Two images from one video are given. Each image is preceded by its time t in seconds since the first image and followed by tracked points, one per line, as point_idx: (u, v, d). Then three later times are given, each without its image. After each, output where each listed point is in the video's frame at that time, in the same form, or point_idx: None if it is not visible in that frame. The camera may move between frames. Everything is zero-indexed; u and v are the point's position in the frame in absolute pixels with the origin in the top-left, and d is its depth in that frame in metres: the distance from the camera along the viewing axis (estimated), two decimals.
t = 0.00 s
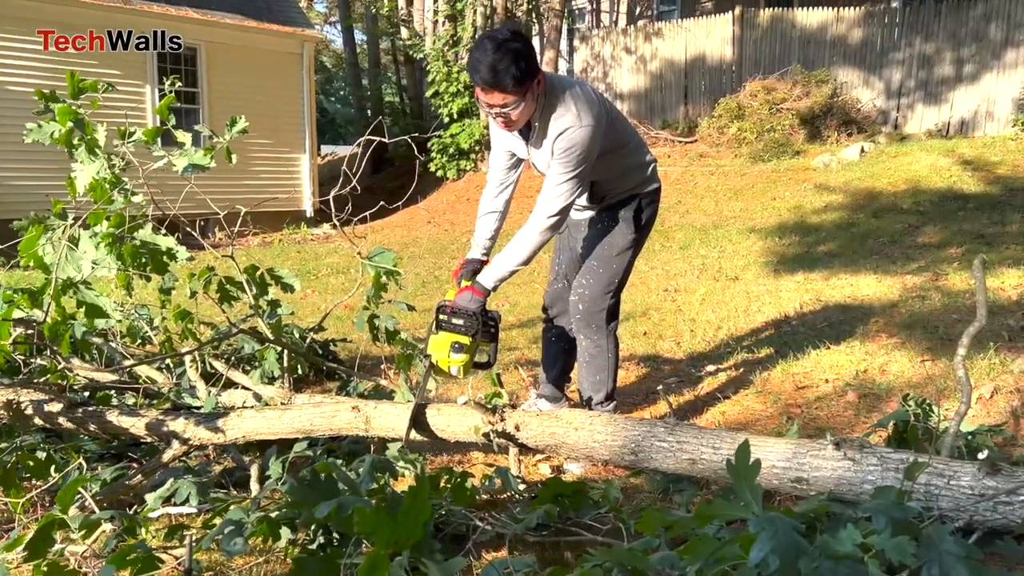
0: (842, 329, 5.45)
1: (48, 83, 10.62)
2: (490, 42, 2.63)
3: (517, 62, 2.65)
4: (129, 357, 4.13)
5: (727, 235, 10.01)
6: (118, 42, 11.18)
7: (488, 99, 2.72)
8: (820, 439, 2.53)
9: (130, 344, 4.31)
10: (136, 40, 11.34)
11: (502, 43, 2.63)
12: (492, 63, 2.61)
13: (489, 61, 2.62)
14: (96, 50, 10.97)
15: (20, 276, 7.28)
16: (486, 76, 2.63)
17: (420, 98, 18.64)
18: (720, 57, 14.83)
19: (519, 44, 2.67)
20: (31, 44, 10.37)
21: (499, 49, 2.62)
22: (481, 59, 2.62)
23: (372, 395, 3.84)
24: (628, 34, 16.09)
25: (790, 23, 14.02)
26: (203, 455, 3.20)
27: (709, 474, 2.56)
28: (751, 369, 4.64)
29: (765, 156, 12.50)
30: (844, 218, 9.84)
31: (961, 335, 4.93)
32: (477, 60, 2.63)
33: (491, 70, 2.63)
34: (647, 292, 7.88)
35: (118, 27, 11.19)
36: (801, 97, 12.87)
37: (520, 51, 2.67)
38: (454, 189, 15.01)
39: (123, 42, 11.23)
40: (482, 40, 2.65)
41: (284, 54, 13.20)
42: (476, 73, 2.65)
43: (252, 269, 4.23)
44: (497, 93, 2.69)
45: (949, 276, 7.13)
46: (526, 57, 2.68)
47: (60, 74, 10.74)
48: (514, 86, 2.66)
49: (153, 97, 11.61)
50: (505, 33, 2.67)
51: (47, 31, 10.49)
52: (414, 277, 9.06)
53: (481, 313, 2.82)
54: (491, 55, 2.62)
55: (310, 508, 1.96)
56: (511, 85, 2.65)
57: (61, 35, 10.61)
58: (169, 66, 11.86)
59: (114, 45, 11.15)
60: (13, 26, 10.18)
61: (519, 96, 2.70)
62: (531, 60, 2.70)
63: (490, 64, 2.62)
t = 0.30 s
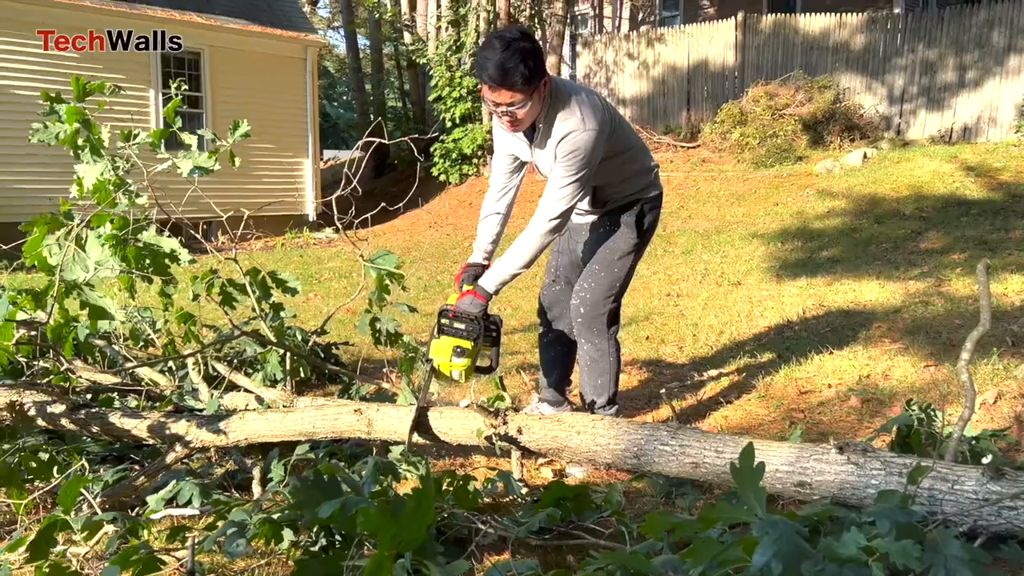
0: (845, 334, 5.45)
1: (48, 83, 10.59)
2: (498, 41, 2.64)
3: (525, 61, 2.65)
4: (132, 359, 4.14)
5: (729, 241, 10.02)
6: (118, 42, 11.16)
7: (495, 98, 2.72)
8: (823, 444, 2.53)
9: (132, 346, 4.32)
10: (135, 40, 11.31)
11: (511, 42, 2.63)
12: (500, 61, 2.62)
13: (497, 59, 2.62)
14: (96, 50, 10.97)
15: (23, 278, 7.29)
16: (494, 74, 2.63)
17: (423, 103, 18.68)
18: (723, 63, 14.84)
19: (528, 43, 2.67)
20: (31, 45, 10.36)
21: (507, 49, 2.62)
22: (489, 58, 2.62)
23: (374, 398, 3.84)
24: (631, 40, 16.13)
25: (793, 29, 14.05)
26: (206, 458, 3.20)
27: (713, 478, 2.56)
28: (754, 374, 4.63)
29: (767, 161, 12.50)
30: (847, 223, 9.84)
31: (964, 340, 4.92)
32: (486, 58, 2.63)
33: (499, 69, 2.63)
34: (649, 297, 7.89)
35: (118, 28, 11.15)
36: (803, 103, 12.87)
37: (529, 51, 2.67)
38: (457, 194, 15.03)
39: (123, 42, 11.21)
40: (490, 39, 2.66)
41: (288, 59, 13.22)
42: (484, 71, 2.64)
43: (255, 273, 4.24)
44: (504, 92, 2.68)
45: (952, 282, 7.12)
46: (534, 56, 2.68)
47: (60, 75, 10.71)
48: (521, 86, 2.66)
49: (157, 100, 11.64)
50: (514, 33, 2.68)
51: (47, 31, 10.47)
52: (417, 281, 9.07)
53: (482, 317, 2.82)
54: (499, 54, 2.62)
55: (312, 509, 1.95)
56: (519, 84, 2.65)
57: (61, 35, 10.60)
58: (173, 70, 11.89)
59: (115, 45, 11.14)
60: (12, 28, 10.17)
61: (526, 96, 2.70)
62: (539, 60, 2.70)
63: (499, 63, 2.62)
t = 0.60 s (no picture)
0: (850, 337, 5.43)
1: (49, 83, 10.60)
2: (504, 48, 2.63)
3: (531, 67, 2.64)
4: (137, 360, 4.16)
5: (735, 243, 10.00)
6: (118, 42, 11.11)
7: (500, 104, 2.71)
8: (827, 447, 2.52)
9: (137, 347, 4.34)
10: (134, 40, 11.25)
11: (517, 49, 2.63)
12: (506, 68, 2.61)
13: (503, 66, 2.62)
14: (96, 50, 10.95)
15: (30, 279, 7.32)
16: (500, 81, 2.63)
17: (429, 105, 18.70)
18: (728, 66, 14.85)
19: (534, 50, 2.67)
20: (31, 45, 10.35)
21: (514, 55, 2.62)
22: (495, 64, 2.62)
23: (378, 400, 3.84)
24: (636, 43, 16.14)
25: (799, 32, 14.04)
26: (211, 457, 3.21)
27: (717, 480, 2.56)
28: (758, 376, 4.62)
29: (773, 164, 12.48)
30: (853, 227, 9.81)
31: (970, 344, 4.91)
32: (491, 63, 2.62)
33: (505, 75, 2.62)
34: (654, 299, 7.88)
35: (118, 28, 11.10)
36: (809, 106, 12.86)
37: (535, 58, 2.66)
38: (462, 196, 15.04)
39: (123, 42, 11.15)
40: (496, 46, 2.65)
41: (294, 61, 13.26)
42: (489, 77, 2.64)
43: (260, 274, 4.25)
44: (509, 98, 2.68)
45: (958, 285, 7.11)
46: (540, 63, 2.68)
47: (63, 75, 10.72)
48: (527, 92, 2.65)
49: (163, 102, 11.69)
50: (520, 39, 2.67)
51: (47, 30, 10.46)
52: (422, 283, 9.09)
53: (487, 321, 2.81)
54: (505, 60, 2.61)
55: (318, 508, 1.96)
56: (525, 90, 2.65)
57: (61, 35, 10.59)
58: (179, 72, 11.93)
59: (115, 45, 11.09)
60: (10, 28, 10.16)
61: (531, 102, 2.70)
62: (545, 67, 2.70)
63: (504, 69, 2.61)
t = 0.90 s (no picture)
0: (859, 340, 5.41)
1: (54, 83, 10.61)
2: (510, 53, 2.63)
3: (537, 73, 2.63)
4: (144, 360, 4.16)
5: (743, 245, 9.98)
6: (118, 42, 11.09)
7: (507, 110, 2.70)
8: (837, 450, 2.51)
9: (145, 347, 4.35)
10: (135, 40, 11.23)
11: (523, 54, 2.62)
12: (512, 73, 2.60)
13: (509, 72, 2.61)
14: (96, 50, 10.92)
15: (39, 279, 7.36)
16: (506, 86, 2.61)
17: (436, 107, 18.71)
18: (737, 67, 14.82)
19: (540, 56, 2.66)
20: (31, 45, 10.31)
21: (520, 61, 2.61)
22: (501, 69, 2.61)
23: (385, 400, 3.83)
24: (644, 45, 16.14)
25: (807, 33, 13.99)
26: (218, 457, 3.21)
27: (726, 482, 2.56)
28: (767, 378, 4.60)
29: (781, 166, 12.44)
30: (862, 229, 9.77)
31: (981, 347, 4.87)
32: (498, 69, 2.62)
33: (511, 81, 2.61)
34: (662, 301, 7.87)
35: (118, 28, 11.08)
36: (817, 108, 12.86)
37: (542, 63, 2.65)
38: (469, 198, 15.04)
39: (124, 42, 11.14)
40: (502, 52, 2.64)
41: (302, 63, 13.29)
42: (496, 83, 2.63)
43: (268, 275, 4.26)
44: (516, 103, 2.67)
45: (968, 288, 7.07)
46: (547, 68, 2.67)
47: (65, 76, 10.70)
48: (534, 98, 2.64)
49: (172, 103, 11.73)
50: (527, 45, 2.66)
51: (47, 30, 10.42)
52: (429, 284, 9.09)
53: (494, 324, 2.81)
54: (511, 66, 2.60)
55: (324, 509, 1.95)
56: (532, 95, 2.63)
57: (61, 35, 10.56)
58: (187, 73, 11.97)
59: (115, 45, 11.07)
60: (10, 28, 10.12)
61: (538, 108, 2.68)
62: (552, 72, 2.68)
63: (510, 75, 2.60)
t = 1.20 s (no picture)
0: (872, 344, 5.36)
1: (61, 85, 10.62)
2: (522, 53, 2.59)
3: (549, 73, 2.59)
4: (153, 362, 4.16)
5: (754, 248, 9.92)
6: (118, 42, 11.01)
7: (518, 110, 2.66)
8: (852, 458, 2.47)
9: (154, 349, 4.35)
10: (134, 40, 11.17)
11: (535, 54, 2.58)
12: (524, 73, 2.56)
13: (521, 71, 2.57)
14: (96, 50, 10.85)
15: (49, 280, 7.38)
16: (517, 86, 2.57)
17: (446, 108, 18.71)
18: (748, 69, 14.77)
19: (552, 56, 2.62)
20: (31, 44, 10.25)
21: (531, 61, 2.57)
22: (512, 69, 2.57)
23: (394, 404, 3.81)
24: (655, 46, 16.13)
25: (819, 34, 13.91)
26: (224, 462, 3.19)
27: (738, 490, 2.52)
28: (779, 383, 4.55)
29: (793, 168, 12.37)
30: (874, 231, 9.70)
31: (996, 352, 4.82)
32: (509, 69, 2.58)
33: (522, 81, 2.57)
34: (672, 304, 7.83)
35: (118, 28, 11.01)
36: (830, 110, 12.80)
37: (553, 63, 2.61)
38: (479, 199, 15.03)
39: (124, 42, 11.06)
40: (514, 51, 2.60)
41: (313, 64, 13.30)
42: (507, 82, 2.59)
43: (278, 277, 4.24)
44: (527, 103, 2.62)
45: (982, 292, 7.00)
46: (558, 68, 2.62)
47: (71, 77, 10.69)
48: (545, 98, 2.60)
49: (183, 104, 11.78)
50: (539, 45, 2.63)
51: (47, 30, 10.36)
52: (438, 286, 9.06)
53: (503, 330, 2.79)
54: (523, 66, 2.57)
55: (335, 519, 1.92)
56: (543, 96, 2.59)
57: (61, 35, 10.50)
58: (198, 75, 12.01)
59: (115, 46, 10.99)
60: (13, 28, 10.09)
61: (549, 108, 2.64)
62: (564, 72, 2.64)
63: (521, 75, 2.56)
